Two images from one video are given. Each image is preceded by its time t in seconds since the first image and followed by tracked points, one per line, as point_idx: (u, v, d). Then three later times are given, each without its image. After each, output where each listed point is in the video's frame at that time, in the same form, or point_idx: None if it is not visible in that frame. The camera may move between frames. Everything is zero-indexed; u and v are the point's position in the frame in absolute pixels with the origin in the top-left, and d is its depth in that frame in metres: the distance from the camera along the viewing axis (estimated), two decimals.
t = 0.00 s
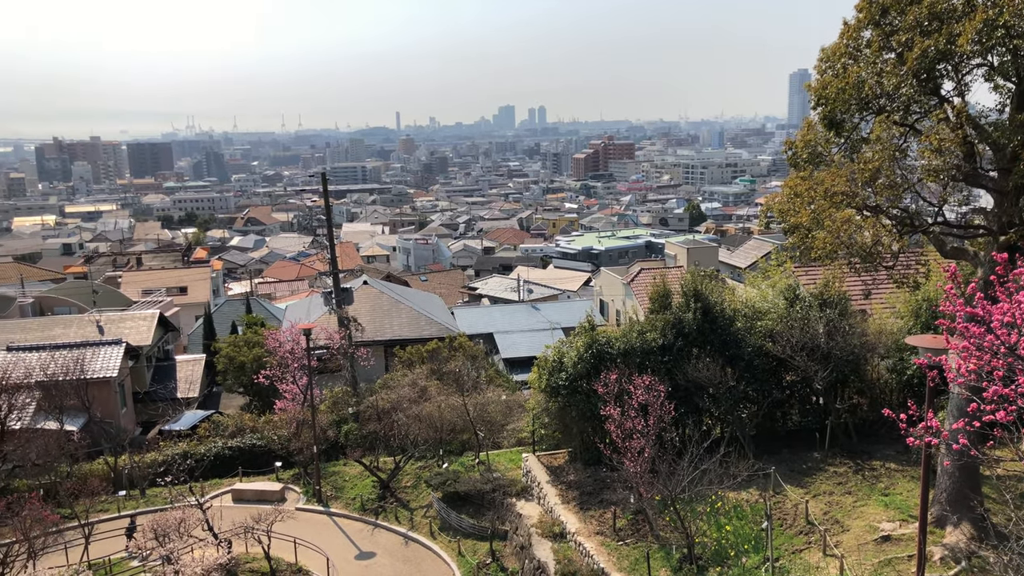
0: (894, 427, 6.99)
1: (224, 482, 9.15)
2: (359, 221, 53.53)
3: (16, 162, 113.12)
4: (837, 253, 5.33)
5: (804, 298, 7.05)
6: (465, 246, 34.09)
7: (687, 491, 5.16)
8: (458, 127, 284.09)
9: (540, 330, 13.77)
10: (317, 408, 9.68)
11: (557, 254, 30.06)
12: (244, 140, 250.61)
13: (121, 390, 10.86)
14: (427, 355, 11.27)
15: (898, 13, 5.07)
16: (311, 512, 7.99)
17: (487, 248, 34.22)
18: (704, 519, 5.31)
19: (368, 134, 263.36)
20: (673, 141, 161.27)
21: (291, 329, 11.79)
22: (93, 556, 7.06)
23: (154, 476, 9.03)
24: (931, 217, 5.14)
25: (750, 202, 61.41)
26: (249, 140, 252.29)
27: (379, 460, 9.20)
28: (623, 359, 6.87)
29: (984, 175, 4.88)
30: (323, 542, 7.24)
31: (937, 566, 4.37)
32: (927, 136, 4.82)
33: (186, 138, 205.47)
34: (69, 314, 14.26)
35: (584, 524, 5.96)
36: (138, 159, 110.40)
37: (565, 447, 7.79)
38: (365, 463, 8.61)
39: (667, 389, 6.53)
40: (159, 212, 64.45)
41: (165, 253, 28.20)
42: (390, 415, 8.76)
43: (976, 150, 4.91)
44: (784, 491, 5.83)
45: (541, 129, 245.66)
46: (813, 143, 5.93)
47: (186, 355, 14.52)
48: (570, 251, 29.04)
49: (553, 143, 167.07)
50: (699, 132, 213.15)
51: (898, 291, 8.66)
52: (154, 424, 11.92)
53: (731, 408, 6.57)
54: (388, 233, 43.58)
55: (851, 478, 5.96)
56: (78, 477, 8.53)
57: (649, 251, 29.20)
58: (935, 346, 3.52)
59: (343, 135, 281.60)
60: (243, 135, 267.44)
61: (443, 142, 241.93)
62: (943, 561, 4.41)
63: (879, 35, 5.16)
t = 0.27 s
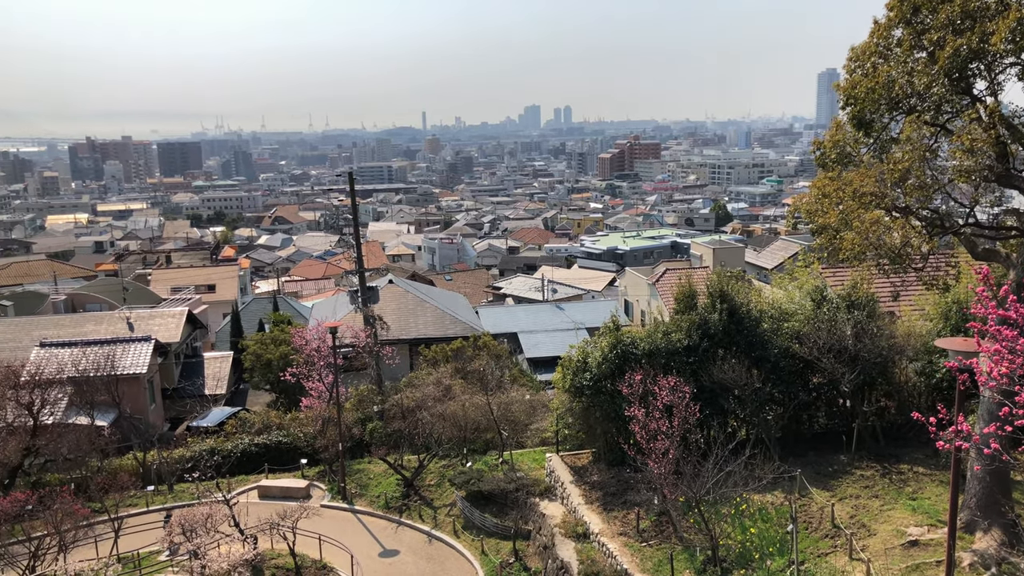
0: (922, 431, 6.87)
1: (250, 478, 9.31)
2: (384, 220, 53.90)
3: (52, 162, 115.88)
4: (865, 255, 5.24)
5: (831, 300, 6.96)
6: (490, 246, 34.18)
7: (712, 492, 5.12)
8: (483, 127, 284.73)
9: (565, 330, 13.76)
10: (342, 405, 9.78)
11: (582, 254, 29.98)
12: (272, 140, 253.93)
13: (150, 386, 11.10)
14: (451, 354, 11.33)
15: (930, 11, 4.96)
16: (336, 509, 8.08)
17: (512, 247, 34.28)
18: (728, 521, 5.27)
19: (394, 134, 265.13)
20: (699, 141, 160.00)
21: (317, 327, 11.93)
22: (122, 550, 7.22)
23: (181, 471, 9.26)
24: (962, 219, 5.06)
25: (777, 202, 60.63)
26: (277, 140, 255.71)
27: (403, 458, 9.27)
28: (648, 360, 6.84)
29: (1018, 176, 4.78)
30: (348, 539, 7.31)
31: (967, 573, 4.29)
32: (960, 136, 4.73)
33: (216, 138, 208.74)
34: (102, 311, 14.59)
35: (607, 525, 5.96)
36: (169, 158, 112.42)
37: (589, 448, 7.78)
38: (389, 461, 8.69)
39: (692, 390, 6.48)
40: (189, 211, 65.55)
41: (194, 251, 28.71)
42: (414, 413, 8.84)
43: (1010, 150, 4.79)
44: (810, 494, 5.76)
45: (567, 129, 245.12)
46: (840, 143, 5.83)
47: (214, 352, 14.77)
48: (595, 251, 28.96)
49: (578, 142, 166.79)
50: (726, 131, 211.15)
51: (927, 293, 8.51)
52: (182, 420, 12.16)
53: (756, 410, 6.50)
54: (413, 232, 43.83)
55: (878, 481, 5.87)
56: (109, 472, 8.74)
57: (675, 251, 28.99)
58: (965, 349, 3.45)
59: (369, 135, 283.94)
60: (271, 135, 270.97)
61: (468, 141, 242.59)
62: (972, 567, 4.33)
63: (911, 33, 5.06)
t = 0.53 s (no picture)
0: (950, 435, 6.75)
1: (274, 475, 9.44)
2: (408, 220, 54.18)
3: (83, 162, 118.24)
4: (892, 256, 5.16)
5: (858, 301, 6.88)
6: (512, 245, 34.22)
7: (735, 495, 5.08)
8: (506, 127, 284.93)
9: (588, 330, 13.74)
10: (366, 404, 9.88)
11: (605, 254, 29.87)
12: (297, 140, 256.64)
13: (177, 383, 11.30)
14: (474, 353, 11.38)
15: (960, 10, 4.98)
16: (359, 507, 8.16)
17: (534, 247, 34.29)
18: (752, 523, 5.23)
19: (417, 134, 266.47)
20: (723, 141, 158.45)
21: (341, 326, 12.05)
22: (150, 545, 7.36)
23: (207, 468, 9.42)
24: (992, 220, 4.96)
25: (803, 203, 59.83)
26: (302, 140, 258.44)
27: (426, 457, 9.32)
28: (671, 361, 6.81)
29: None
30: (371, 538, 7.37)
31: None
32: (990, 136, 4.64)
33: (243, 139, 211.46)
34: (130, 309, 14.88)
35: (630, 526, 5.94)
36: (197, 159, 114.14)
37: (611, 449, 7.76)
38: (412, 459, 8.75)
39: (716, 392, 6.44)
40: (216, 210, 66.50)
41: (220, 250, 29.14)
42: (437, 413, 8.87)
43: None
44: (834, 498, 5.69)
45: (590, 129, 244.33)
46: (868, 142, 5.81)
47: (240, 350, 14.99)
48: (618, 251, 28.85)
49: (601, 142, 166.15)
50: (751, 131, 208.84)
51: (957, 294, 8.37)
52: (207, 417, 12.37)
53: (781, 412, 6.43)
54: (436, 232, 43.99)
55: (904, 485, 5.78)
56: (136, 467, 8.92)
57: (699, 252, 28.78)
58: (996, 352, 3.38)
59: (393, 135, 285.67)
60: (297, 135, 273.89)
61: (492, 141, 242.94)
62: (1001, 572, 4.25)
63: (941, 32, 5.07)
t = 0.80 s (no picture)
0: (980, 440, 6.62)
1: (299, 472, 9.56)
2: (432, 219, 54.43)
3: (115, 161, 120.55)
4: (921, 258, 5.08)
5: (886, 303, 6.78)
6: (536, 245, 34.23)
7: (760, 496, 5.03)
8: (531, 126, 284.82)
9: (612, 330, 13.70)
10: (390, 402, 9.97)
11: (629, 254, 29.71)
12: (323, 139, 259.26)
13: (205, 380, 11.50)
14: (498, 352, 11.41)
15: (993, 8, 4.90)
16: (384, 505, 8.23)
17: (558, 247, 34.25)
18: (776, 526, 5.17)
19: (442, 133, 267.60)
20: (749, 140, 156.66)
21: (367, 324, 12.16)
22: (176, 539, 7.50)
23: (234, 464, 9.57)
24: None
25: (830, 203, 58.90)
26: (328, 140, 260.97)
27: (449, 455, 9.37)
28: (696, 362, 6.77)
29: None
30: (395, 535, 7.44)
31: None
32: None
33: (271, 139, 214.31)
34: (159, 306, 15.17)
35: (653, 527, 5.92)
36: (226, 159, 115.85)
37: (635, 449, 7.73)
38: (435, 457, 8.82)
39: (741, 393, 6.38)
40: (244, 209, 67.47)
41: (247, 248, 29.57)
42: (461, 412, 8.92)
43: None
44: (861, 501, 5.61)
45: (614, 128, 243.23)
46: (897, 143, 5.74)
47: (266, 347, 15.20)
48: (643, 251, 28.71)
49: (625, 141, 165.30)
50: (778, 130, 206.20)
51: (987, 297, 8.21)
52: (234, 413, 12.57)
53: (807, 415, 6.35)
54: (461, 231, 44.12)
55: (932, 490, 5.68)
56: (164, 462, 9.09)
57: (724, 252, 28.52)
58: None
59: (418, 134, 287.22)
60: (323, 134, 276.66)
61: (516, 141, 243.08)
62: None
63: (973, 30, 5.00)
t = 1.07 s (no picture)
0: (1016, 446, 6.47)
1: (327, 468, 9.69)
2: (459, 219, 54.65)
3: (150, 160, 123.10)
4: (956, 260, 4.98)
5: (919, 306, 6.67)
6: (564, 244, 34.17)
7: (790, 499, 4.97)
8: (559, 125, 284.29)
9: (639, 331, 13.63)
10: (418, 400, 10.05)
11: (657, 254, 29.52)
12: (353, 138, 261.84)
13: (235, 376, 11.71)
14: (525, 351, 11.42)
15: None
16: (411, 502, 8.30)
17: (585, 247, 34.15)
18: (805, 530, 5.11)
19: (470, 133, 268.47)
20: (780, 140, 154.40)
21: (395, 323, 12.26)
22: (207, 533, 7.65)
23: (263, 459, 9.74)
24: None
25: (861, 203, 57.70)
26: (357, 139, 263.38)
27: (476, 454, 9.42)
28: (725, 363, 6.71)
29: None
30: (422, 532, 7.50)
31: None
32: None
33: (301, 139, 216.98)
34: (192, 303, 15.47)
35: (680, 529, 5.88)
36: (257, 158, 117.60)
37: (662, 450, 7.70)
38: (462, 456, 8.86)
39: (770, 395, 6.30)
40: (274, 207, 68.41)
41: (277, 246, 30.01)
42: (488, 411, 8.96)
43: None
44: (892, 506, 5.51)
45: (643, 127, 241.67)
46: (932, 143, 5.59)
47: (295, 344, 15.42)
48: (671, 251, 28.49)
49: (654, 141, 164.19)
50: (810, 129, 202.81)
51: None
52: (263, 410, 12.78)
53: (837, 417, 6.26)
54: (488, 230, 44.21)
55: (966, 495, 5.57)
56: (195, 457, 9.28)
57: (754, 253, 28.19)
58: None
59: (446, 134, 288.46)
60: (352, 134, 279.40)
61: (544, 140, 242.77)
62: None
63: (1011, 29, 4.92)
